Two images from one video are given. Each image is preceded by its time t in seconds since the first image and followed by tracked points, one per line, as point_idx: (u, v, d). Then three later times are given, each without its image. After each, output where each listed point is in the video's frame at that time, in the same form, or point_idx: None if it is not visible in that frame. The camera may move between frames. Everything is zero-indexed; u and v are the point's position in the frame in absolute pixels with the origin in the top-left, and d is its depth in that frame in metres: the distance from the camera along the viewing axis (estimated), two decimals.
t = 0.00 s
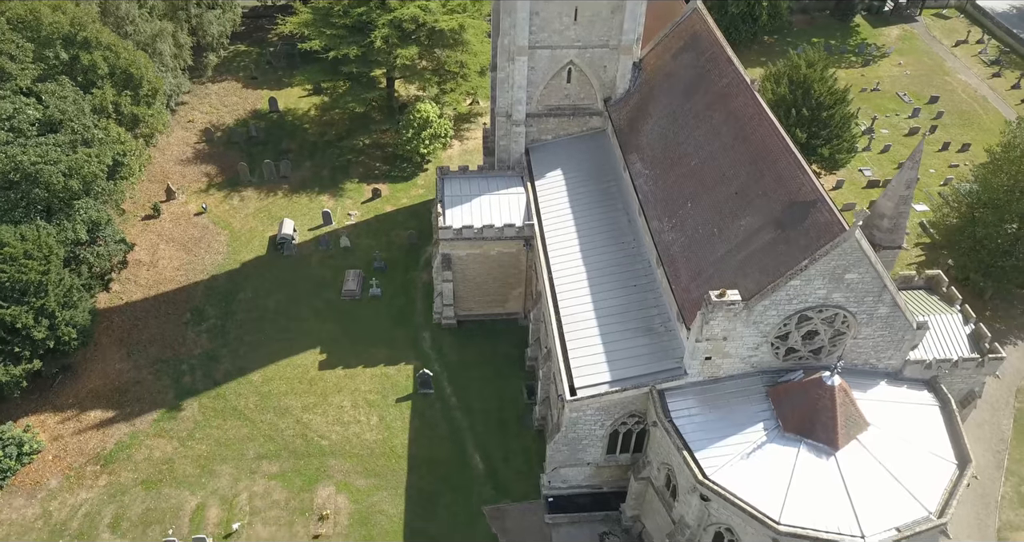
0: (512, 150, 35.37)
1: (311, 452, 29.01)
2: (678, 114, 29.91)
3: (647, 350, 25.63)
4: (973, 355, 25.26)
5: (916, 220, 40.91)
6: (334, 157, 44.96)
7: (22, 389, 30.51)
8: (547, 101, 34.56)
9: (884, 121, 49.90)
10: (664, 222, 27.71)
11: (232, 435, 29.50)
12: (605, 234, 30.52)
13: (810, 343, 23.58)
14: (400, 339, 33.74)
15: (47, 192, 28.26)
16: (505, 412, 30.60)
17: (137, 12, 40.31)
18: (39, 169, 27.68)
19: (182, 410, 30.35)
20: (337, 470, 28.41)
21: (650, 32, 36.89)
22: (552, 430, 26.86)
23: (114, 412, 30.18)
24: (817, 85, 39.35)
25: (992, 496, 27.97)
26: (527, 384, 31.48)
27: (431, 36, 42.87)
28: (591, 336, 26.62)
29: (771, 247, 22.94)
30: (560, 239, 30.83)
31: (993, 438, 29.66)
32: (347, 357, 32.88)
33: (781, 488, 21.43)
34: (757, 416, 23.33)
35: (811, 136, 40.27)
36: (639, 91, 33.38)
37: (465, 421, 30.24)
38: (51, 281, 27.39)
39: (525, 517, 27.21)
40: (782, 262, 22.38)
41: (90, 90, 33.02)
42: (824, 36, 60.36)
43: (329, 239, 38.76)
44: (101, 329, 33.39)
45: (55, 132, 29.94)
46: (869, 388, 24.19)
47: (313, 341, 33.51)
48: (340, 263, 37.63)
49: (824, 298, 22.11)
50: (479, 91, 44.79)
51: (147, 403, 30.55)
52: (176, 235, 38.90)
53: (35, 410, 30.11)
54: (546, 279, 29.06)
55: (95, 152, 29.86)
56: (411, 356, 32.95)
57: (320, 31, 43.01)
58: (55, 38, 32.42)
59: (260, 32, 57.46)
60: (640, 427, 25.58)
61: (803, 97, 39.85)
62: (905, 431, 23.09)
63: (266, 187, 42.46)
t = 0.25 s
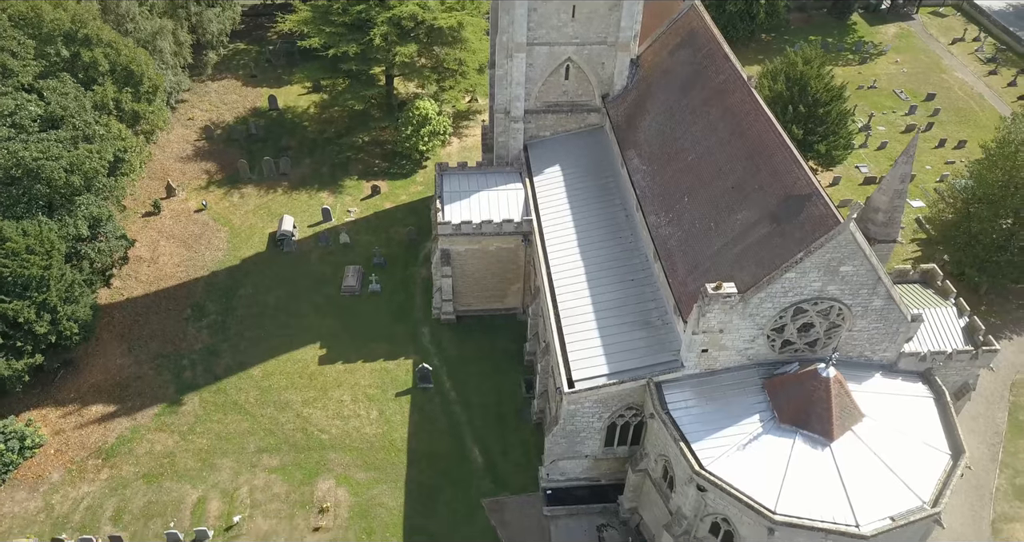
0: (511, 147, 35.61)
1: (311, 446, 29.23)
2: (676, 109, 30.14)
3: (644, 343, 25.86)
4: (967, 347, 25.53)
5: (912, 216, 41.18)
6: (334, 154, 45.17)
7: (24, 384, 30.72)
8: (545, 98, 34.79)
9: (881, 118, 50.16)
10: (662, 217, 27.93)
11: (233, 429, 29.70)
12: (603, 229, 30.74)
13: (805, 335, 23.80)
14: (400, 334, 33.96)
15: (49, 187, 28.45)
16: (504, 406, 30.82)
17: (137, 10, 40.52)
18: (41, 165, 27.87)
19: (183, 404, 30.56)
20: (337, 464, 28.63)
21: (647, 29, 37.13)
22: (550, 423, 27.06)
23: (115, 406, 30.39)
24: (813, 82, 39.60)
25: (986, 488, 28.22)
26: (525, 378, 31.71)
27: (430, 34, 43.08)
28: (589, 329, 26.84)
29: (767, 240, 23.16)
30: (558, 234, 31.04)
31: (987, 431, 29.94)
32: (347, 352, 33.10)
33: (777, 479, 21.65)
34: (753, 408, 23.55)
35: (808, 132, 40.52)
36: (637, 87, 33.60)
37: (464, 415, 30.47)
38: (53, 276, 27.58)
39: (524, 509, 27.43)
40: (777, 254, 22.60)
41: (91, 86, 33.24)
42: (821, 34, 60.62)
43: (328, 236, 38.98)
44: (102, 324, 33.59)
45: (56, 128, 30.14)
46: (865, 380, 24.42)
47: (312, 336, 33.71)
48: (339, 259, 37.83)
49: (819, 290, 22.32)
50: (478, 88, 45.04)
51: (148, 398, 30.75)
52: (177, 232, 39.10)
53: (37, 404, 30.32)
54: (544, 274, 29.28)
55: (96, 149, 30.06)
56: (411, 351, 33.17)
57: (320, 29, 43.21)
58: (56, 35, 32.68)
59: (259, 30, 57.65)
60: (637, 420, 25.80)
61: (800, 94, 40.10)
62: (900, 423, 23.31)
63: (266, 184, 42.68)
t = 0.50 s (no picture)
0: (509, 143, 35.84)
1: (311, 440, 29.44)
2: (673, 106, 30.36)
3: (642, 336, 26.10)
4: (961, 339, 25.78)
5: (908, 212, 41.42)
6: (333, 151, 45.37)
7: (26, 379, 30.92)
8: (543, 94, 35.00)
9: (878, 115, 50.40)
10: (659, 212, 28.15)
11: (234, 423, 29.91)
12: (600, 224, 30.97)
13: (801, 328, 24.04)
14: (399, 329, 34.18)
15: (50, 183, 28.66)
16: (502, 400, 31.05)
17: (137, 8, 40.74)
18: (42, 161, 28.06)
19: (183, 398, 30.76)
20: (337, 457, 28.84)
21: (645, 27, 37.36)
22: (548, 416, 27.27)
23: (116, 401, 30.59)
24: (810, 79, 39.83)
25: (981, 481, 28.45)
26: (524, 373, 31.95)
27: (429, 32, 43.28)
28: (586, 323, 27.07)
29: (763, 234, 23.38)
30: (556, 229, 31.27)
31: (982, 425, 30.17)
32: (347, 347, 33.31)
33: (773, 470, 21.88)
34: (749, 400, 23.79)
35: (805, 129, 40.74)
36: (634, 84, 33.83)
37: (463, 409, 30.69)
38: (54, 271, 27.79)
39: (523, 502, 27.64)
40: (773, 248, 22.82)
41: (92, 83, 33.46)
42: (819, 32, 60.86)
43: (328, 232, 39.18)
44: (103, 320, 33.79)
45: (58, 125, 30.37)
46: (860, 372, 24.66)
47: (312, 332, 33.92)
48: (339, 255, 38.04)
49: (814, 283, 22.54)
50: (477, 86, 45.29)
51: (149, 392, 30.96)
52: (177, 228, 39.30)
53: (39, 399, 30.52)
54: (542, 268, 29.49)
55: (97, 145, 30.27)
56: (410, 346, 33.39)
57: (319, 26, 43.42)
58: (57, 32, 32.96)
59: (258, 28, 57.83)
60: (635, 412, 26.03)
61: (797, 91, 40.33)
62: (895, 414, 23.56)
63: (265, 181, 42.89)
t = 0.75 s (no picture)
0: (508, 140, 36.06)
1: (312, 434, 29.64)
2: (670, 102, 30.59)
3: (639, 330, 26.34)
4: (955, 332, 26.05)
5: (904, 209, 41.67)
6: (333, 149, 45.59)
7: (28, 374, 31.11)
8: (542, 91, 35.23)
9: (874, 113, 50.66)
10: (656, 207, 28.38)
11: (234, 417, 30.11)
12: (598, 219, 31.20)
13: (796, 321, 24.27)
14: (398, 324, 34.39)
15: (52, 179, 28.87)
16: (501, 394, 31.28)
17: (138, 6, 40.93)
18: (44, 157, 28.26)
19: (184, 393, 30.96)
20: (337, 451, 29.05)
21: (643, 24, 37.59)
22: (546, 409, 27.49)
23: (117, 396, 30.78)
24: (806, 76, 40.10)
25: (976, 473, 28.68)
26: (522, 367, 32.19)
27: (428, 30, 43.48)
28: (584, 317, 27.31)
29: (759, 227, 23.61)
30: (554, 225, 31.50)
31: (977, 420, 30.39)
32: (347, 342, 33.53)
33: (769, 461, 22.11)
34: (745, 392, 24.02)
35: (802, 126, 40.98)
36: (632, 81, 34.05)
37: (462, 403, 30.92)
38: (56, 266, 27.99)
39: (521, 495, 27.86)
40: (768, 241, 23.04)
41: (93, 80, 33.69)
42: (816, 31, 61.12)
43: (327, 229, 39.39)
44: (104, 316, 33.99)
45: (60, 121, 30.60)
46: (855, 365, 24.90)
47: (312, 327, 34.13)
48: (339, 251, 38.26)
49: (809, 276, 22.76)
50: (476, 83, 45.58)
51: (151, 387, 31.16)
52: (177, 225, 39.50)
53: (40, 394, 30.71)
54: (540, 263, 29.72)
55: (98, 141, 30.48)
56: (409, 341, 33.61)
57: (318, 24, 43.66)
58: (58, 30, 33.22)
59: (258, 27, 58.02)
60: (632, 405, 26.26)
61: (794, 87, 40.59)
62: (890, 406, 23.80)
63: (265, 179, 43.09)
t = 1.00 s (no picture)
0: (506, 136, 36.28)
1: (312, 428, 29.86)
2: (667, 98, 30.82)
3: (636, 323, 26.58)
4: (949, 325, 26.31)
5: (899, 205, 41.94)
6: (332, 146, 45.79)
7: (30, 369, 31.32)
8: (540, 88, 35.45)
9: (871, 110, 50.91)
10: (653, 202, 28.62)
11: (235, 412, 30.32)
12: (596, 215, 31.43)
13: (792, 314, 24.51)
14: (397, 320, 34.61)
15: (53, 174, 29.09)
16: (499, 389, 31.52)
17: (138, 4, 41.12)
18: (46, 153, 28.49)
19: (185, 388, 31.17)
20: (337, 445, 29.26)
21: (640, 22, 37.83)
22: (545, 402, 27.72)
23: (119, 391, 30.99)
24: (803, 73, 40.35)
25: (970, 466, 28.92)
26: (521, 362, 32.43)
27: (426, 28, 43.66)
28: (582, 311, 27.55)
29: (755, 221, 23.84)
30: (552, 220, 31.73)
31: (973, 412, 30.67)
32: (347, 337, 33.75)
33: (764, 452, 22.34)
34: (741, 384, 24.25)
35: (798, 123, 41.21)
36: (630, 77, 34.29)
37: (461, 398, 31.15)
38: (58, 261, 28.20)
39: (520, 487, 28.10)
40: (764, 235, 23.28)
41: (94, 77, 33.92)
42: (813, 29, 61.37)
43: (327, 225, 39.60)
44: (105, 312, 34.19)
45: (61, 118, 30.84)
46: (850, 357, 25.14)
47: (312, 323, 34.34)
48: (338, 248, 38.47)
49: (804, 269, 22.98)
50: (474, 81, 45.86)
51: (152, 382, 31.36)
52: (177, 222, 39.70)
53: (42, 389, 30.91)
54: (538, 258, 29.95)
55: (99, 138, 30.70)
56: (408, 336, 33.83)
57: (317, 22, 43.89)
58: (59, 27, 33.45)
59: (257, 26, 58.23)
60: (629, 398, 26.49)
61: (790, 84, 40.83)
62: (885, 398, 24.05)
63: (265, 176, 43.30)
